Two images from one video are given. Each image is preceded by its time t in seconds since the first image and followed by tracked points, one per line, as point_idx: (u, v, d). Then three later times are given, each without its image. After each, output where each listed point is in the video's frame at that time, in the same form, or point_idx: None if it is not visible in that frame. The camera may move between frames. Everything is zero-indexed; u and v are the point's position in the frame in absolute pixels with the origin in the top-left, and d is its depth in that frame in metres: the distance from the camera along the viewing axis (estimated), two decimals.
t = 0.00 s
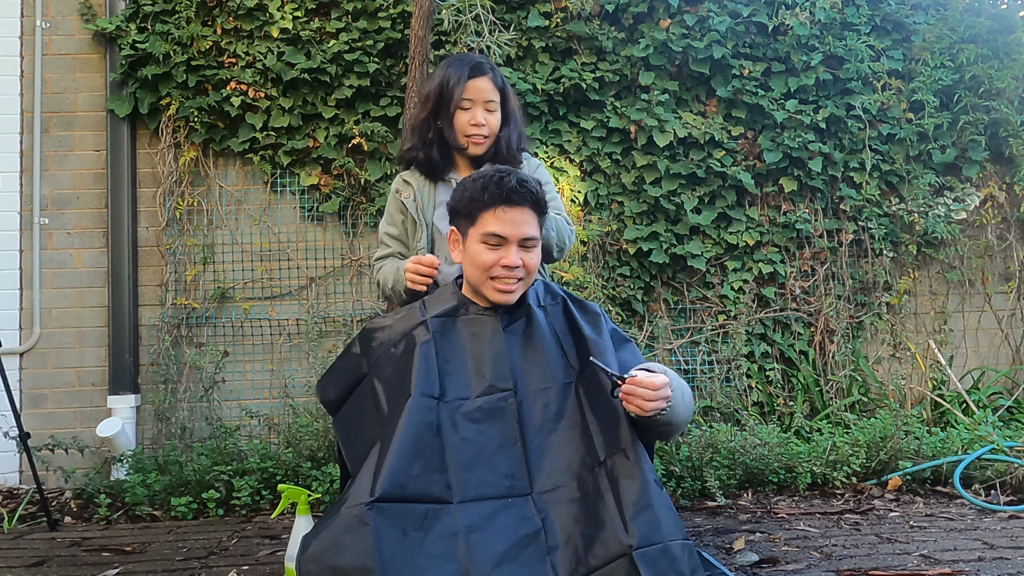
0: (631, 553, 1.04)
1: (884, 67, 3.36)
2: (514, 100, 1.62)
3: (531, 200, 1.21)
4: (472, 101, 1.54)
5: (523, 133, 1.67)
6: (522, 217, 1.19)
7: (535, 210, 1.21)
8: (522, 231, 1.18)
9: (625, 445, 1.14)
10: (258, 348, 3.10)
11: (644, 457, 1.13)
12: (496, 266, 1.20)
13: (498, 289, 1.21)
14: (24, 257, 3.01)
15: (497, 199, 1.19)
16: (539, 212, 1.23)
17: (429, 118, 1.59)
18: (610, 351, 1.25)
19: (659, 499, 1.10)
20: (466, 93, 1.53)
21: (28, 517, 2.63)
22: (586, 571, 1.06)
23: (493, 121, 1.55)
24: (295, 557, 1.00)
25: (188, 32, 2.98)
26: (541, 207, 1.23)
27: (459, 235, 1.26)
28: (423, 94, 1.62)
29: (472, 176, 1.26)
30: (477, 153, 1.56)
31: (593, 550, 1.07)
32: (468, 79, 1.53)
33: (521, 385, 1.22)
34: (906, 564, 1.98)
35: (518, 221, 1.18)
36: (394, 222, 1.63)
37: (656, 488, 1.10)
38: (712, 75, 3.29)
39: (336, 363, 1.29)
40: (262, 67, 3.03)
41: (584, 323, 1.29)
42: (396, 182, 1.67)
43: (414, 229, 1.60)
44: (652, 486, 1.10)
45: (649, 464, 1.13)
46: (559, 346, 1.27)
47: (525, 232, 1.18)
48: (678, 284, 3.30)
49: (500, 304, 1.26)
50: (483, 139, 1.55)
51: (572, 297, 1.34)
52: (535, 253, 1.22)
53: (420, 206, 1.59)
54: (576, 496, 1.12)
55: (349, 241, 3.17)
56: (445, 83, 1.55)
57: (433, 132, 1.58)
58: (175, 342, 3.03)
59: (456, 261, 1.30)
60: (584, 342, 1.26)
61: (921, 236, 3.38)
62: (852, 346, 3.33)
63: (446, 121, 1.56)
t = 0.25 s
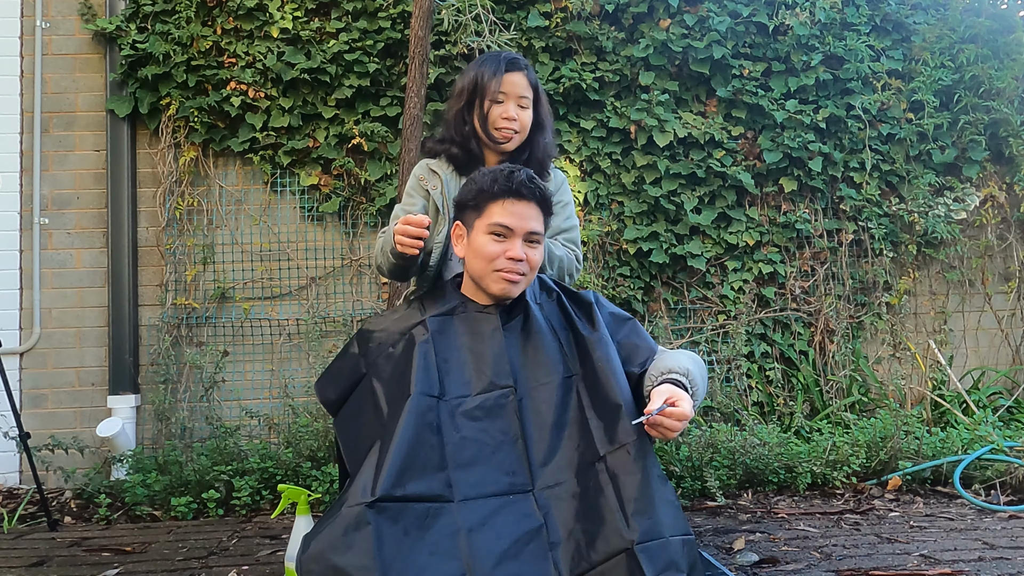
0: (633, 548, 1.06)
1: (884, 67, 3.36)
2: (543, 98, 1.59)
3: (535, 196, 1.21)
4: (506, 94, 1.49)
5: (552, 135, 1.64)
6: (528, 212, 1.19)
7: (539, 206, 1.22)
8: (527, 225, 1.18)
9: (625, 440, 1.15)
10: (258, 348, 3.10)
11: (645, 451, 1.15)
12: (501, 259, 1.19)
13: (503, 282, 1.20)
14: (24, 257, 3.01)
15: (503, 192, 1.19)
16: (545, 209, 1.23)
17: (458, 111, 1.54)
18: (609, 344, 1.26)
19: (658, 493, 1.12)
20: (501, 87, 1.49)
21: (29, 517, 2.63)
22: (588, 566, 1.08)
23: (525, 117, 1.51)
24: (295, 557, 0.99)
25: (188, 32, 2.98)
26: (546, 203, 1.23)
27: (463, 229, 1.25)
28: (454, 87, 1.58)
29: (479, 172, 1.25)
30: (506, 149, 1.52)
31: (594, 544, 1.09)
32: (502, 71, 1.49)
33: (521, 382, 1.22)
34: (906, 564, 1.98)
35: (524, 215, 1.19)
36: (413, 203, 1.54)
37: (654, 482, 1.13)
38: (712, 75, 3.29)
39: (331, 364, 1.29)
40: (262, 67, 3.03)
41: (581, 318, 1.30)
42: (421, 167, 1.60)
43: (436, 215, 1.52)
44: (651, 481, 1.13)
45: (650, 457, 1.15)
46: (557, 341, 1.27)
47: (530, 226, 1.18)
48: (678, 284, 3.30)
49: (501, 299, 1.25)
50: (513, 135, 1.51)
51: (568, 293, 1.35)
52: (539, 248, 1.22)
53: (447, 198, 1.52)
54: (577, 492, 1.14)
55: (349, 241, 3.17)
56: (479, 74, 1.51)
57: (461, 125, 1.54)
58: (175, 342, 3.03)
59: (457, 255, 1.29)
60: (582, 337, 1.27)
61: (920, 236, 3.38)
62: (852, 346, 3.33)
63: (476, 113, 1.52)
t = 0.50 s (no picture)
0: (639, 539, 1.04)
1: (884, 67, 3.36)
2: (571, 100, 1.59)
3: (545, 196, 1.21)
4: (531, 95, 1.49)
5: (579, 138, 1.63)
6: (538, 213, 1.19)
7: (549, 206, 1.21)
8: (538, 226, 1.18)
9: (629, 431, 1.14)
10: (258, 348, 3.10)
11: (648, 442, 1.14)
12: (512, 260, 1.19)
13: (514, 282, 1.20)
14: (24, 257, 3.01)
15: (513, 193, 1.19)
16: (553, 210, 1.23)
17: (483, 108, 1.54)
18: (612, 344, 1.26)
19: (663, 484, 1.11)
20: (526, 87, 1.48)
21: (28, 517, 2.63)
22: (596, 559, 1.06)
23: (550, 118, 1.51)
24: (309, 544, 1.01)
25: (187, 32, 2.98)
26: (554, 203, 1.23)
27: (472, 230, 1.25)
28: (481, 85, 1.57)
29: (488, 174, 1.25)
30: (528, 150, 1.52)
31: (602, 537, 1.07)
32: (529, 71, 1.49)
33: (531, 377, 1.21)
34: (906, 564, 1.98)
35: (534, 217, 1.18)
36: (430, 203, 1.54)
37: (658, 475, 1.11)
38: (712, 75, 3.29)
39: (340, 356, 1.28)
40: (262, 67, 3.03)
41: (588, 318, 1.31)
42: (440, 164, 1.59)
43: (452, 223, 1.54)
44: (656, 472, 1.11)
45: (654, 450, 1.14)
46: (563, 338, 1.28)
47: (541, 227, 1.18)
48: (678, 284, 3.30)
49: (512, 299, 1.25)
50: (536, 136, 1.50)
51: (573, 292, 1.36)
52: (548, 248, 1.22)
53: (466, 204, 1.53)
54: (585, 486, 1.13)
55: (349, 241, 3.17)
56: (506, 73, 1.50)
57: (486, 124, 1.53)
58: (175, 342, 3.03)
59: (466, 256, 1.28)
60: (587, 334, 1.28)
61: (921, 236, 3.38)
62: (852, 346, 3.33)
63: (500, 112, 1.51)
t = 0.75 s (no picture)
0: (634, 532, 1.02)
1: (884, 67, 3.36)
2: (574, 100, 1.56)
3: (547, 195, 1.22)
4: (524, 96, 1.47)
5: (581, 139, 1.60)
6: (539, 211, 1.20)
7: (551, 205, 1.22)
8: (538, 225, 1.19)
9: (613, 424, 1.12)
10: (258, 348, 3.10)
11: (635, 434, 1.12)
12: (512, 257, 1.20)
13: (515, 279, 1.22)
14: (24, 257, 3.01)
15: (515, 191, 1.20)
16: (556, 209, 1.24)
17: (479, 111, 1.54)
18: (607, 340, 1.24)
19: (654, 473, 1.08)
20: (519, 88, 1.47)
21: (28, 517, 2.63)
22: (596, 554, 1.05)
23: (544, 119, 1.49)
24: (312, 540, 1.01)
25: (188, 32, 2.98)
26: (557, 203, 1.24)
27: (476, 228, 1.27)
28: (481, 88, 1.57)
29: (494, 172, 1.27)
30: (523, 152, 1.50)
31: (600, 533, 1.06)
32: (522, 72, 1.47)
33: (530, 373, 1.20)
34: (906, 564, 1.98)
35: (535, 215, 1.19)
36: (431, 206, 1.53)
37: (650, 465, 1.08)
38: (712, 75, 3.29)
39: (343, 352, 1.30)
40: (262, 67, 3.03)
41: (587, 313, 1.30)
42: (440, 166, 1.57)
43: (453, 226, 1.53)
44: (645, 462, 1.08)
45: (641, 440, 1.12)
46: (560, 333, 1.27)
47: (542, 225, 1.19)
48: (678, 284, 3.30)
49: (512, 297, 1.26)
50: (529, 138, 1.49)
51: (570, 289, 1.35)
52: (550, 248, 1.22)
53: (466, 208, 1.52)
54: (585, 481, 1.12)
55: (349, 241, 3.17)
56: (500, 75, 1.50)
57: (481, 126, 1.53)
58: (175, 342, 3.03)
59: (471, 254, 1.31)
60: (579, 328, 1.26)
61: (921, 236, 3.38)
62: (852, 346, 3.33)
63: (494, 114, 1.50)
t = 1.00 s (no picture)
0: (626, 527, 1.01)
1: (884, 67, 3.36)
2: (550, 97, 1.54)
3: (541, 189, 1.25)
4: (494, 100, 1.47)
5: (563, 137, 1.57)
6: (533, 204, 1.23)
7: (545, 199, 1.26)
8: (532, 216, 1.22)
9: (601, 423, 1.12)
10: (258, 348, 3.10)
11: (624, 432, 1.11)
12: (508, 250, 1.22)
13: (511, 272, 1.23)
14: (24, 257, 3.01)
15: (509, 186, 1.24)
16: (549, 203, 1.26)
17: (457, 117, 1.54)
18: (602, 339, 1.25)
19: (645, 468, 1.07)
20: (489, 91, 1.47)
21: (28, 517, 2.63)
22: (592, 551, 1.04)
23: (517, 119, 1.47)
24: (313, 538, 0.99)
25: (187, 32, 2.98)
26: (552, 197, 1.27)
27: (473, 227, 1.30)
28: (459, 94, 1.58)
29: (487, 174, 1.31)
30: (500, 155, 1.50)
31: (595, 530, 1.05)
32: (492, 75, 1.47)
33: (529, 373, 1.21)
34: (906, 564, 1.98)
35: (530, 207, 1.22)
36: (420, 213, 1.50)
37: (639, 460, 1.08)
38: (712, 75, 3.29)
39: (342, 354, 1.30)
40: (262, 67, 3.03)
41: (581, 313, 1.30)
42: (425, 173, 1.53)
43: (444, 231, 1.50)
44: (635, 458, 1.08)
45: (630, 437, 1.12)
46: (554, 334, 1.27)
47: (536, 217, 1.22)
48: (678, 284, 3.30)
49: (512, 293, 1.27)
50: (505, 140, 1.48)
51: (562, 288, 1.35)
52: (545, 241, 1.25)
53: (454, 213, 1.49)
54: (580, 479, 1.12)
55: (349, 241, 3.17)
56: (471, 81, 1.50)
57: (458, 132, 1.53)
58: (175, 342, 3.03)
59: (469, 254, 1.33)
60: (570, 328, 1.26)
61: (920, 236, 3.38)
62: (852, 346, 3.33)
63: (470, 120, 1.51)
